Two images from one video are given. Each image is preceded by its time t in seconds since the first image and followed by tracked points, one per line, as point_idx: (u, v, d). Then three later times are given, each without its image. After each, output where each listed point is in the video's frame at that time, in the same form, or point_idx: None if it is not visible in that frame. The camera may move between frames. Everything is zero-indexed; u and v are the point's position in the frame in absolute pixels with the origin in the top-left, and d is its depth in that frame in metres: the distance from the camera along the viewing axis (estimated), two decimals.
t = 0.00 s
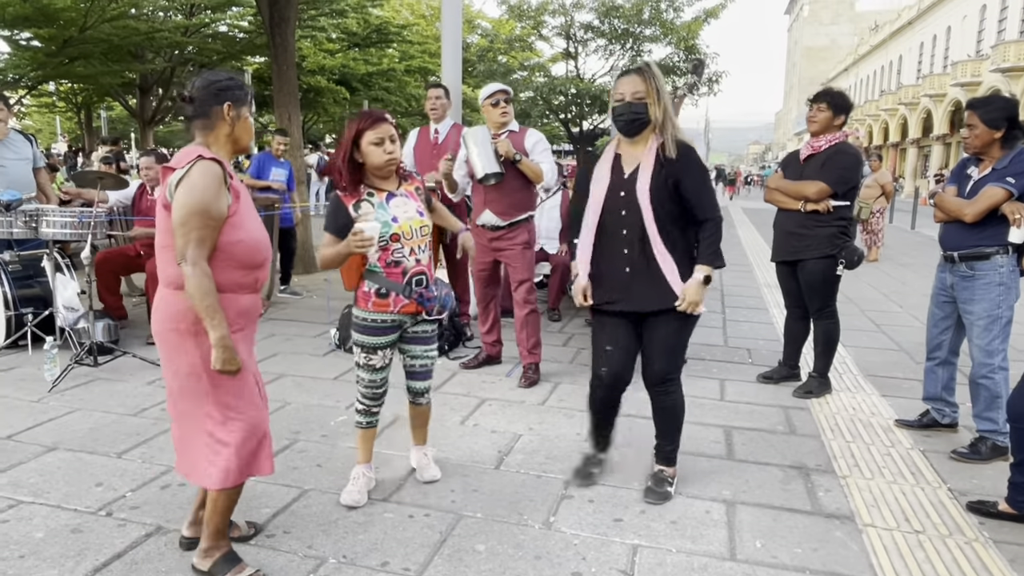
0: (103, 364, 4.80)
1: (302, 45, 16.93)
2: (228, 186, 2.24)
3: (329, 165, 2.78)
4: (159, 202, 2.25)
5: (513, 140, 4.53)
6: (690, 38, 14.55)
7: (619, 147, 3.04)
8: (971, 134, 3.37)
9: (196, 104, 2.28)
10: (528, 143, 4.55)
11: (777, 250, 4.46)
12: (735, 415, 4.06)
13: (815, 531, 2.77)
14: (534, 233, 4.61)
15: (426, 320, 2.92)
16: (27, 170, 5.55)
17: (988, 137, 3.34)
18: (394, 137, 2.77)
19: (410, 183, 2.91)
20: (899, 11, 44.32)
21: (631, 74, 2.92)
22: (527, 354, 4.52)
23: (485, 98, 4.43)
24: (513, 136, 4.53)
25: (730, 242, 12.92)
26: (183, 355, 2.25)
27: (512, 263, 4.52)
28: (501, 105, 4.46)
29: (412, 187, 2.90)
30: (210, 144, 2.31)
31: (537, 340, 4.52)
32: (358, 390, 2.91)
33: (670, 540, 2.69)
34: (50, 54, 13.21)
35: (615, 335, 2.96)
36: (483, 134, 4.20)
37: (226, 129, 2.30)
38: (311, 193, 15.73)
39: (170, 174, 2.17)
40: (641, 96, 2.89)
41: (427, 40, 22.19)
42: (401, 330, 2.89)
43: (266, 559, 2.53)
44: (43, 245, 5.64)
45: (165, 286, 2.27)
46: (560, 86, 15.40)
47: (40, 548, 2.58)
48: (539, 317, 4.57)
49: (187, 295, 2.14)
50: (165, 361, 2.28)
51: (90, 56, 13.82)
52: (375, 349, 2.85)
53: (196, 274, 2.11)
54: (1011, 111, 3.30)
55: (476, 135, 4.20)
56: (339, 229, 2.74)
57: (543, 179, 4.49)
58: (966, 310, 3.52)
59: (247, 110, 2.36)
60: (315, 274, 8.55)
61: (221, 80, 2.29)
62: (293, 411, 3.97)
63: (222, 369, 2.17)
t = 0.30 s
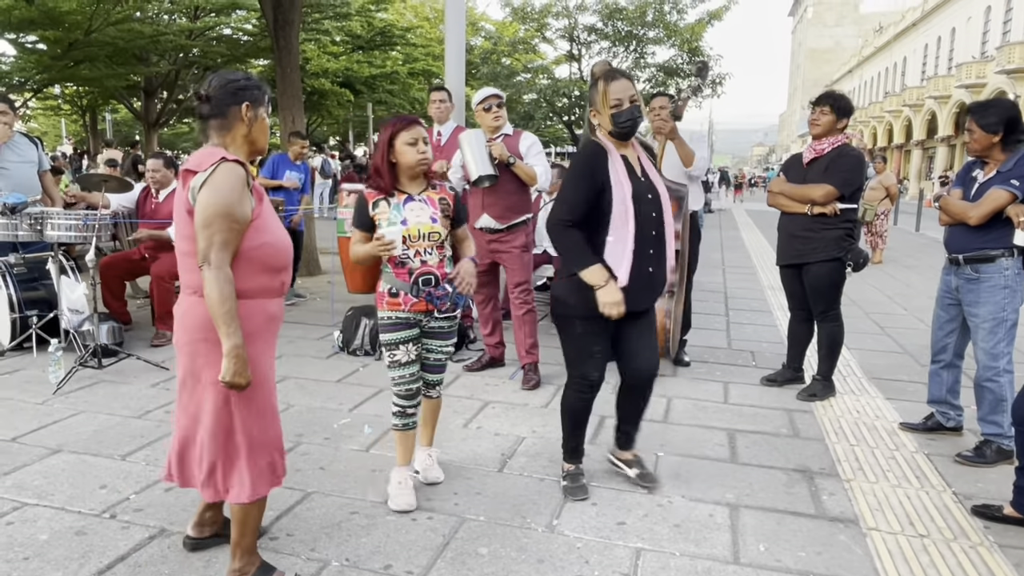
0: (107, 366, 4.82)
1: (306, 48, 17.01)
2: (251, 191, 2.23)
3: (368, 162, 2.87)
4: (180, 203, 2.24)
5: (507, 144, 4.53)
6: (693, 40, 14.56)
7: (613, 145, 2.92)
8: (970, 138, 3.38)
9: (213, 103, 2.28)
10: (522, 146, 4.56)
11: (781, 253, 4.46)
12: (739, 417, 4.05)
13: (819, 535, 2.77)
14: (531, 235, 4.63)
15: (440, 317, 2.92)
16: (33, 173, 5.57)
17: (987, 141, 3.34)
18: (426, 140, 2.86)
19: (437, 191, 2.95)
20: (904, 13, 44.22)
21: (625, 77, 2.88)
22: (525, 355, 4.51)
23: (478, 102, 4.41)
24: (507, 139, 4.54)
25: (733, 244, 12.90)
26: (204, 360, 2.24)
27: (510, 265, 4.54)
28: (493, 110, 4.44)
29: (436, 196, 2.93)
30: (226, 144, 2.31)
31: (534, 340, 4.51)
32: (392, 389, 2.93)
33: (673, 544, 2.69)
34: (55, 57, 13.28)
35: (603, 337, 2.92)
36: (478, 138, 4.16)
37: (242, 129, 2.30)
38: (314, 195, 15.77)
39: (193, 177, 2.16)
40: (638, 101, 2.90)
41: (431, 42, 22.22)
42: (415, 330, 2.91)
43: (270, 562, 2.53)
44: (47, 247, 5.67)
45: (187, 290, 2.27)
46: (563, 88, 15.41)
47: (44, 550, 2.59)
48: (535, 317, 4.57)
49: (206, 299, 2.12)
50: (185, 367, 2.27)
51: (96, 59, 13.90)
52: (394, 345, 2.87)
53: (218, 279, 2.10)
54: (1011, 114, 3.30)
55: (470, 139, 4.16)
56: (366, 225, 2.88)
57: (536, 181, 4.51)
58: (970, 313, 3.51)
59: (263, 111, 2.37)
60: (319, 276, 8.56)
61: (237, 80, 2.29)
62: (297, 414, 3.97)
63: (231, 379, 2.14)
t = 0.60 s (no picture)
0: (112, 371, 4.84)
1: (309, 53, 17.08)
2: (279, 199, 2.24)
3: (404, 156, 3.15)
4: (200, 211, 2.18)
5: (507, 149, 4.55)
6: (695, 44, 14.58)
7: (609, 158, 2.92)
8: (971, 142, 3.38)
9: (236, 106, 2.27)
10: (523, 150, 4.57)
11: (784, 257, 4.46)
12: (742, 421, 4.05)
13: (822, 538, 2.77)
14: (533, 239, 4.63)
15: (428, 319, 2.97)
16: (38, 178, 5.61)
17: (989, 145, 3.34)
18: (433, 140, 2.94)
19: (451, 199, 3.00)
20: (906, 16, 44.21)
21: (619, 90, 2.90)
22: (528, 357, 4.54)
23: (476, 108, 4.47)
24: (507, 144, 4.56)
25: (736, 247, 12.89)
26: (231, 370, 2.23)
27: (511, 268, 4.56)
28: (493, 115, 4.48)
29: (446, 202, 2.99)
30: (248, 149, 2.30)
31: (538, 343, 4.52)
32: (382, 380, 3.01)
33: (676, 547, 2.69)
34: (59, 63, 13.32)
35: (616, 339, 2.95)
36: (477, 143, 4.15)
37: (264, 132, 2.31)
38: (318, 199, 15.80)
39: (221, 186, 2.12)
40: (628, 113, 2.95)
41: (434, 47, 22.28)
42: (405, 329, 2.99)
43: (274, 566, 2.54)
44: (52, 252, 5.70)
45: (207, 300, 2.23)
46: (566, 92, 15.40)
47: (50, 554, 2.60)
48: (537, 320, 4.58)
49: (246, 310, 2.11)
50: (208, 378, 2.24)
51: (101, 65, 13.96)
52: (386, 340, 2.96)
53: (257, 291, 2.10)
54: (1012, 118, 3.30)
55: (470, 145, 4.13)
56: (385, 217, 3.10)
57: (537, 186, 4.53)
58: (974, 316, 3.50)
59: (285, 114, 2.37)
60: (322, 281, 8.58)
61: (258, 81, 2.28)
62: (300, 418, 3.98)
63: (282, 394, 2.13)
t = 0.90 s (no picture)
0: (112, 375, 4.84)
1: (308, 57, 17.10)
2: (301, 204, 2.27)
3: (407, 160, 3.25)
4: (223, 214, 2.16)
5: (508, 152, 4.56)
6: (695, 46, 14.58)
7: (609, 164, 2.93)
8: (969, 143, 3.39)
9: (256, 112, 2.25)
10: (523, 154, 4.57)
11: (781, 258, 4.46)
12: (742, 423, 4.05)
13: (821, 540, 2.77)
14: (533, 244, 4.62)
15: (412, 321, 3.05)
16: (38, 182, 5.62)
17: (987, 146, 3.35)
18: (423, 144, 3.02)
19: (446, 203, 3.07)
20: (905, 17, 44.24)
21: (623, 98, 2.90)
22: (526, 364, 4.53)
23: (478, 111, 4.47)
24: (508, 148, 4.57)
25: (736, 249, 12.88)
26: (248, 370, 2.24)
27: (511, 274, 4.54)
28: (493, 118, 4.49)
29: (441, 206, 3.05)
30: (265, 154, 2.29)
31: (536, 350, 4.52)
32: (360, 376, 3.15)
33: (674, 550, 2.69)
34: (59, 68, 13.38)
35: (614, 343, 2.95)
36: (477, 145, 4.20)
37: (283, 140, 2.31)
38: (317, 202, 15.81)
39: (252, 191, 2.12)
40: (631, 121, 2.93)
41: (434, 50, 22.28)
42: (394, 328, 3.07)
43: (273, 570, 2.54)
44: (52, 256, 5.71)
45: (225, 300, 2.22)
46: (565, 95, 15.39)
47: (49, 559, 2.60)
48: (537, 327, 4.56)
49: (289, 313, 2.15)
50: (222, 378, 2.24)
51: (101, 69, 13.96)
52: (370, 339, 3.07)
53: (299, 294, 2.14)
54: (1009, 120, 3.31)
55: (469, 146, 4.19)
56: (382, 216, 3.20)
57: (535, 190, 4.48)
58: (973, 317, 3.51)
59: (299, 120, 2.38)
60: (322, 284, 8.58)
61: (276, 87, 2.27)
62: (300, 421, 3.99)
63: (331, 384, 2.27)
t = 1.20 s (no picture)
0: (106, 379, 4.83)
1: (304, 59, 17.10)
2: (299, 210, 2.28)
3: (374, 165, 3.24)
4: (225, 223, 2.18)
5: (509, 156, 4.55)
6: (690, 48, 14.60)
7: (608, 162, 2.96)
8: (961, 146, 3.40)
9: (257, 124, 2.24)
10: (524, 158, 4.56)
11: (776, 260, 4.46)
12: (737, 425, 4.05)
13: (815, 543, 2.77)
14: (534, 247, 4.62)
15: (390, 325, 3.05)
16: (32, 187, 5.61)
17: (978, 148, 3.36)
18: (394, 153, 3.00)
19: (416, 208, 3.11)
20: (901, 18, 44.36)
21: (623, 93, 2.89)
22: (522, 368, 4.53)
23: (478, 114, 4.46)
24: (509, 152, 4.56)
25: (732, 250, 12.89)
26: (253, 376, 2.21)
27: (511, 276, 4.54)
28: (493, 123, 4.49)
29: (412, 212, 3.09)
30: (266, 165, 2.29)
31: (533, 353, 4.52)
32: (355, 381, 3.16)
33: (669, 554, 2.69)
34: (55, 71, 13.37)
35: (596, 343, 2.92)
36: (475, 152, 4.27)
37: (284, 151, 2.30)
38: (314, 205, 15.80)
39: (253, 201, 2.13)
40: (636, 116, 2.90)
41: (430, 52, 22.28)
42: (372, 334, 3.09)
43: None
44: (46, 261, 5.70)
45: (228, 307, 2.21)
46: (562, 96, 15.40)
47: (41, 566, 2.59)
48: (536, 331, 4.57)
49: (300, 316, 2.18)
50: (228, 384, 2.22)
51: (96, 72, 13.95)
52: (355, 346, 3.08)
53: (305, 298, 2.16)
54: (1001, 122, 3.31)
55: (468, 152, 4.28)
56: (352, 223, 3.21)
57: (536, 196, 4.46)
58: (966, 319, 3.51)
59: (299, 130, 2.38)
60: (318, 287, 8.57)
61: (278, 99, 2.27)
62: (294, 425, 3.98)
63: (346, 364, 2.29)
